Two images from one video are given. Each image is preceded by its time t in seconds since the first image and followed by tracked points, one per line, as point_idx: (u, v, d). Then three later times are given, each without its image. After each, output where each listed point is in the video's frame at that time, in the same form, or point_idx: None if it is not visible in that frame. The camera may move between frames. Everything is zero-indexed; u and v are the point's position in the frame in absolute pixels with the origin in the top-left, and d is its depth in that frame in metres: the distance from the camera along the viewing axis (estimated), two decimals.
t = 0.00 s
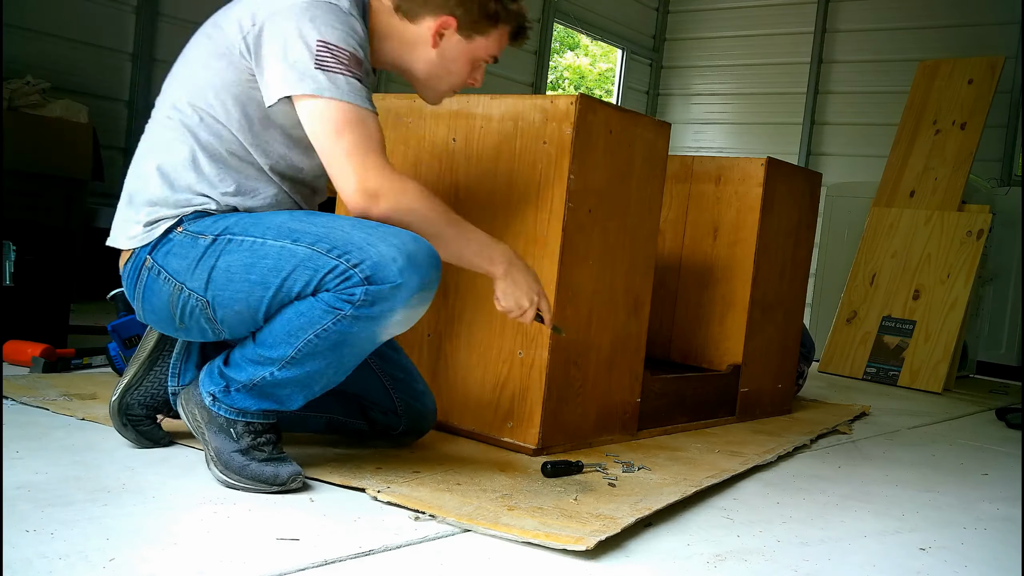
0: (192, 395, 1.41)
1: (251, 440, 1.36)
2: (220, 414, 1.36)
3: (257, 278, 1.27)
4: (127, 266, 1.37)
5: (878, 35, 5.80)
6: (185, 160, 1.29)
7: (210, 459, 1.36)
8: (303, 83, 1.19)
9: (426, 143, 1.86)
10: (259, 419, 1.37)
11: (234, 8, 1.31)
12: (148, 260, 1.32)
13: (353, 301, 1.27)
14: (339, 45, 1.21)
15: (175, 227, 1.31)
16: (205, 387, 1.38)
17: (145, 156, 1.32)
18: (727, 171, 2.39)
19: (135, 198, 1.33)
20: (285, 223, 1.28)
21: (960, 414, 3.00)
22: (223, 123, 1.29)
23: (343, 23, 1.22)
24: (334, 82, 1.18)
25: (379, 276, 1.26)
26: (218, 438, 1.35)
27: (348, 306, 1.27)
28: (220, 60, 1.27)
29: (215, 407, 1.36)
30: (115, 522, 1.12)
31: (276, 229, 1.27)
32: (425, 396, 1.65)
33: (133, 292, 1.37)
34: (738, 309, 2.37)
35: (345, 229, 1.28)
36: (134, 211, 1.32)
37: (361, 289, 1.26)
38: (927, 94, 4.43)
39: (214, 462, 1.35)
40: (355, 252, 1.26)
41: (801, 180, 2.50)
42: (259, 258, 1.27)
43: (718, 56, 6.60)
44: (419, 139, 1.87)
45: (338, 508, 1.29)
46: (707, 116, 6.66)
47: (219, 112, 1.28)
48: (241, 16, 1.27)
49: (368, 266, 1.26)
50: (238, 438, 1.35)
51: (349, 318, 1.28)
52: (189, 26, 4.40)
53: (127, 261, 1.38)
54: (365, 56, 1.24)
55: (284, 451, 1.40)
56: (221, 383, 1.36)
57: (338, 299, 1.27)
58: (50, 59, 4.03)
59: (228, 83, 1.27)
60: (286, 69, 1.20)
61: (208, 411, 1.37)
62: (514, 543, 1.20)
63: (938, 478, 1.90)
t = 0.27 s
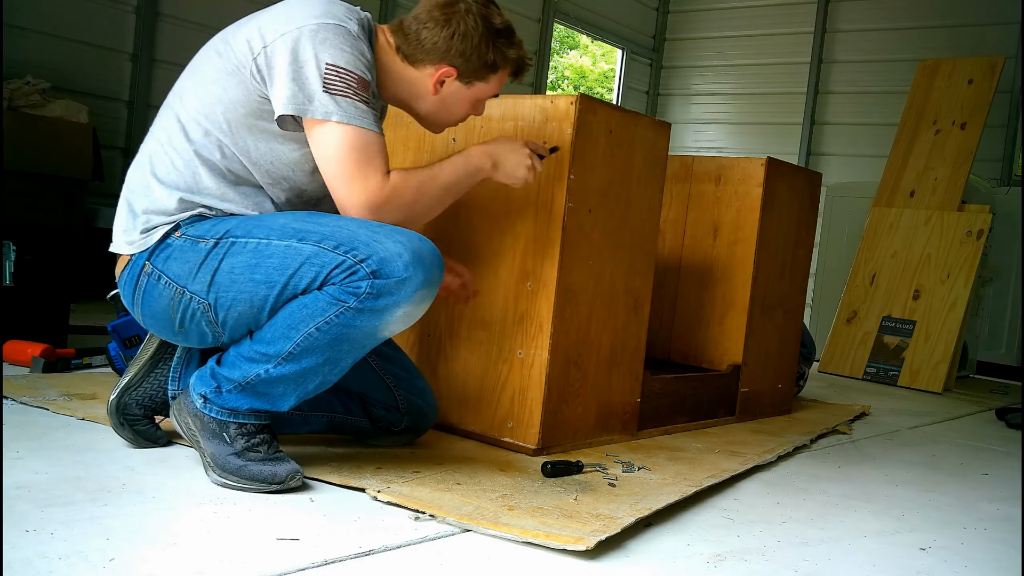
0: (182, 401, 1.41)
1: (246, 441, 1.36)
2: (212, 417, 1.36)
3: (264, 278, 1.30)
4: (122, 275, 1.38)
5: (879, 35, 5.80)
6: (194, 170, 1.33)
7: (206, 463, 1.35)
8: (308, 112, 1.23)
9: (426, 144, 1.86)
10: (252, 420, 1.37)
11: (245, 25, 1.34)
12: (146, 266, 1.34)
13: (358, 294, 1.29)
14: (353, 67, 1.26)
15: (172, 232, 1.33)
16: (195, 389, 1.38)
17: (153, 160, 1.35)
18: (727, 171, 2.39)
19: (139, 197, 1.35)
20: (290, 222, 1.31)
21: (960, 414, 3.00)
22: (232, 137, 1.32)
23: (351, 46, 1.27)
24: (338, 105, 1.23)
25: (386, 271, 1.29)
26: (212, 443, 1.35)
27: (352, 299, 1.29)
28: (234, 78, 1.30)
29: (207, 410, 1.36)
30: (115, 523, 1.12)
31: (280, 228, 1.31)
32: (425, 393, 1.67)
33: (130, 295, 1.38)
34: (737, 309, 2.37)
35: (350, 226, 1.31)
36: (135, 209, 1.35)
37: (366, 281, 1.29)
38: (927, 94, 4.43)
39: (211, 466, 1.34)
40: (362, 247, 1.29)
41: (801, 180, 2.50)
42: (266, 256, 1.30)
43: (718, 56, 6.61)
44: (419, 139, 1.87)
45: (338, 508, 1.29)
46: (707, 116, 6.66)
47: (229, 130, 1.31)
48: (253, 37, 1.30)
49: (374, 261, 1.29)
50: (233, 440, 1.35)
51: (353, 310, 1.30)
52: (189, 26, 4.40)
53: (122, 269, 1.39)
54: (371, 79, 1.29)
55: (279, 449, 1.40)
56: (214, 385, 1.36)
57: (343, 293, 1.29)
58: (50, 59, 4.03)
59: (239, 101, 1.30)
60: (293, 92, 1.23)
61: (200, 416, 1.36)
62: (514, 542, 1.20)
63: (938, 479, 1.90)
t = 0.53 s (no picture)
0: (183, 399, 1.41)
1: (246, 441, 1.36)
2: (214, 415, 1.36)
3: (294, 282, 1.31)
4: (141, 265, 1.37)
5: (879, 35, 5.79)
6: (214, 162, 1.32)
7: (207, 463, 1.35)
8: (343, 100, 1.21)
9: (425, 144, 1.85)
10: (253, 420, 1.37)
11: (263, 18, 1.34)
12: (168, 258, 1.33)
13: (388, 307, 1.31)
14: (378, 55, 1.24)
15: (197, 224, 1.32)
16: (198, 386, 1.38)
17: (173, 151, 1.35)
18: (727, 171, 2.39)
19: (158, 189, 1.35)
20: (324, 230, 1.32)
21: (960, 414, 3.00)
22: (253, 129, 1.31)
23: (371, 34, 1.26)
24: (369, 87, 1.21)
25: (418, 288, 1.31)
26: (213, 442, 1.35)
27: (381, 310, 1.31)
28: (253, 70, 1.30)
29: (208, 407, 1.36)
30: (115, 523, 1.12)
31: (314, 235, 1.31)
32: (430, 396, 1.67)
33: (148, 288, 1.38)
34: (738, 309, 2.37)
35: (385, 241, 1.33)
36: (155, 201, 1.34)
37: (398, 296, 1.31)
38: (927, 94, 4.43)
39: (211, 466, 1.35)
40: (396, 262, 1.31)
41: (801, 180, 2.50)
42: (298, 262, 1.30)
43: (718, 56, 6.61)
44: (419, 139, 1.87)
45: (339, 508, 1.29)
46: (707, 116, 6.66)
47: (250, 121, 1.31)
48: (271, 31, 1.29)
49: (409, 277, 1.31)
50: (233, 440, 1.35)
51: (379, 323, 1.32)
52: (189, 26, 4.41)
53: (139, 258, 1.38)
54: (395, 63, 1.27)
55: (279, 450, 1.40)
56: (219, 381, 1.37)
57: (373, 305, 1.31)
58: (51, 59, 4.03)
59: (258, 93, 1.30)
60: (321, 83, 1.22)
61: (201, 413, 1.37)
62: (514, 542, 1.20)
63: (938, 479, 1.90)
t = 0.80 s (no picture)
0: (189, 393, 1.41)
1: (249, 441, 1.36)
2: (220, 411, 1.36)
3: (312, 292, 1.30)
4: (155, 269, 1.37)
5: (878, 35, 5.79)
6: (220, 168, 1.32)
7: (208, 460, 1.35)
8: (328, 120, 1.21)
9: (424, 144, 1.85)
10: (257, 420, 1.38)
11: (254, 17, 1.31)
12: (184, 262, 1.33)
13: (405, 322, 1.31)
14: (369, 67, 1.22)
15: (212, 228, 1.32)
16: (206, 381, 1.38)
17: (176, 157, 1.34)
18: (727, 171, 2.39)
19: (163, 195, 1.33)
20: (343, 240, 1.32)
21: (960, 414, 3.00)
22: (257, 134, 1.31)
23: (365, 45, 1.23)
24: (356, 107, 1.20)
25: (436, 306, 1.31)
26: (216, 440, 1.35)
27: (398, 325, 1.31)
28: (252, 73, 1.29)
29: (215, 402, 1.37)
30: (115, 523, 1.12)
31: (333, 245, 1.31)
32: (433, 398, 1.67)
33: (161, 293, 1.38)
34: (738, 309, 2.37)
35: (404, 255, 1.33)
36: (161, 208, 1.34)
37: (416, 312, 1.30)
38: (927, 94, 4.43)
39: (212, 463, 1.35)
40: (417, 277, 1.30)
41: (801, 180, 2.50)
42: (318, 272, 1.30)
43: (718, 56, 6.61)
44: (419, 139, 1.86)
45: (339, 508, 1.29)
46: (708, 116, 6.66)
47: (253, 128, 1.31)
48: (265, 34, 1.27)
49: (428, 294, 1.30)
50: (236, 439, 1.35)
51: (396, 337, 1.31)
52: (189, 26, 4.41)
53: (154, 262, 1.38)
54: (388, 75, 1.26)
55: (281, 452, 1.40)
56: (228, 377, 1.36)
57: (390, 318, 1.30)
58: (51, 58, 4.03)
59: (260, 100, 1.29)
60: (311, 98, 1.20)
61: (206, 408, 1.37)
62: (514, 542, 1.20)
63: (938, 479, 1.90)
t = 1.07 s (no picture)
0: (193, 389, 1.41)
1: (251, 441, 1.36)
2: (225, 408, 1.36)
3: (327, 304, 1.31)
4: (163, 271, 1.36)
5: (879, 36, 5.79)
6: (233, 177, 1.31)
7: (209, 458, 1.35)
8: (360, 132, 1.19)
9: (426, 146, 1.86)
10: (262, 420, 1.38)
11: (275, 22, 1.28)
12: (195, 266, 1.32)
13: (420, 337, 1.31)
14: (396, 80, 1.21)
15: (224, 234, 1.31)
16: (211, 378, 1.38)
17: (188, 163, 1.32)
18: (727, 171, 2.39)
19: (174, 199, 1.32)
20: (358, 252, 1.32)
21: (960, 414, 3.00)
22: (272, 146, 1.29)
23: (392, 56, 1.21)
24: (388, 119, 1.19)
25: (453, 322, 1.31)
26: (218, 438, 1.35)
27: (413, 339, 1.31)
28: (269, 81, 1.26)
29: (220, 400, 1.36)
30: (115, 522, 1.12)
31: (349, 257, 1.31)
32: (433, 398, 1.67)
33: (168, 296, 1.37)
34: (738, 309, 2.37)
35: (421, 269, 1.32)
36: (172, 212, 1.33)
37: (431, 327, 1.31)
38: (927, 94, 4.43)
39: (213, 462, 1.35)
40: (433, 292, 1.30)
41: (801, 181, 2.50)
42: (333, 284, 1.30)
43: (718, 56, 6.60)
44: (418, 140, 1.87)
45: (339, 508, 1.29)
46: (708, 116, 6.66)
47: (269, 138, 1.29)
48: (285, 42, 1.24)
49: (444, 310, 1.30)
50: (238, 438, 1.36)
51: (409, 349, 1.32)
52: (189, 26, 4.41)
53: (161, 265, 1.36)
54: (413, 84, 1.25)
55: (282, 453, 1.40)
56: (234, 376, 1.36)
57: (405, 332, 1.31)
58: (51, 58, 4.03)
59: (278, 109, 1.27)
60: (341, 111, 1.19)
61: (210, 404, 1.37)
62: (514, 542, 1.20)
63: (939, 479, 1.90)
